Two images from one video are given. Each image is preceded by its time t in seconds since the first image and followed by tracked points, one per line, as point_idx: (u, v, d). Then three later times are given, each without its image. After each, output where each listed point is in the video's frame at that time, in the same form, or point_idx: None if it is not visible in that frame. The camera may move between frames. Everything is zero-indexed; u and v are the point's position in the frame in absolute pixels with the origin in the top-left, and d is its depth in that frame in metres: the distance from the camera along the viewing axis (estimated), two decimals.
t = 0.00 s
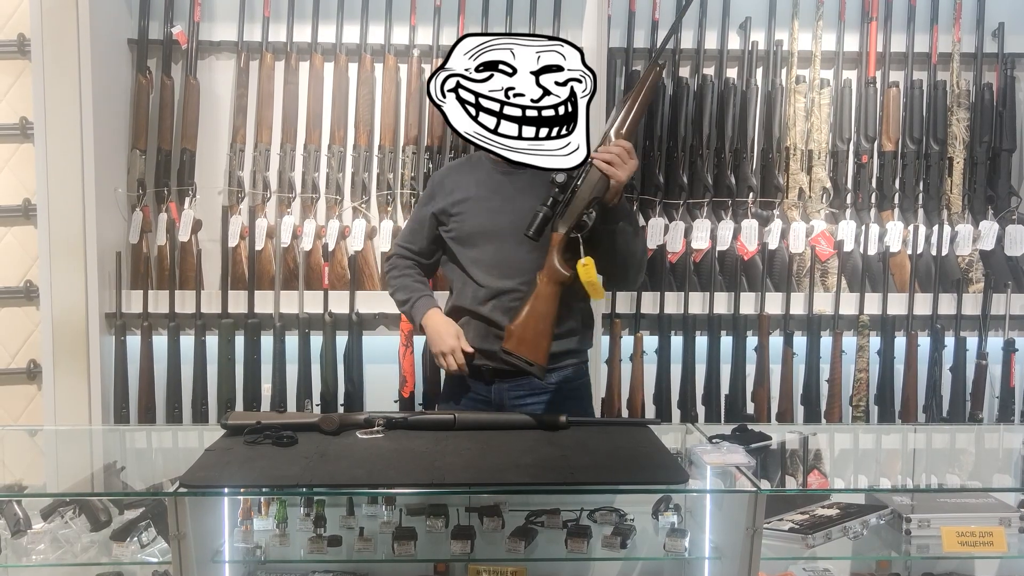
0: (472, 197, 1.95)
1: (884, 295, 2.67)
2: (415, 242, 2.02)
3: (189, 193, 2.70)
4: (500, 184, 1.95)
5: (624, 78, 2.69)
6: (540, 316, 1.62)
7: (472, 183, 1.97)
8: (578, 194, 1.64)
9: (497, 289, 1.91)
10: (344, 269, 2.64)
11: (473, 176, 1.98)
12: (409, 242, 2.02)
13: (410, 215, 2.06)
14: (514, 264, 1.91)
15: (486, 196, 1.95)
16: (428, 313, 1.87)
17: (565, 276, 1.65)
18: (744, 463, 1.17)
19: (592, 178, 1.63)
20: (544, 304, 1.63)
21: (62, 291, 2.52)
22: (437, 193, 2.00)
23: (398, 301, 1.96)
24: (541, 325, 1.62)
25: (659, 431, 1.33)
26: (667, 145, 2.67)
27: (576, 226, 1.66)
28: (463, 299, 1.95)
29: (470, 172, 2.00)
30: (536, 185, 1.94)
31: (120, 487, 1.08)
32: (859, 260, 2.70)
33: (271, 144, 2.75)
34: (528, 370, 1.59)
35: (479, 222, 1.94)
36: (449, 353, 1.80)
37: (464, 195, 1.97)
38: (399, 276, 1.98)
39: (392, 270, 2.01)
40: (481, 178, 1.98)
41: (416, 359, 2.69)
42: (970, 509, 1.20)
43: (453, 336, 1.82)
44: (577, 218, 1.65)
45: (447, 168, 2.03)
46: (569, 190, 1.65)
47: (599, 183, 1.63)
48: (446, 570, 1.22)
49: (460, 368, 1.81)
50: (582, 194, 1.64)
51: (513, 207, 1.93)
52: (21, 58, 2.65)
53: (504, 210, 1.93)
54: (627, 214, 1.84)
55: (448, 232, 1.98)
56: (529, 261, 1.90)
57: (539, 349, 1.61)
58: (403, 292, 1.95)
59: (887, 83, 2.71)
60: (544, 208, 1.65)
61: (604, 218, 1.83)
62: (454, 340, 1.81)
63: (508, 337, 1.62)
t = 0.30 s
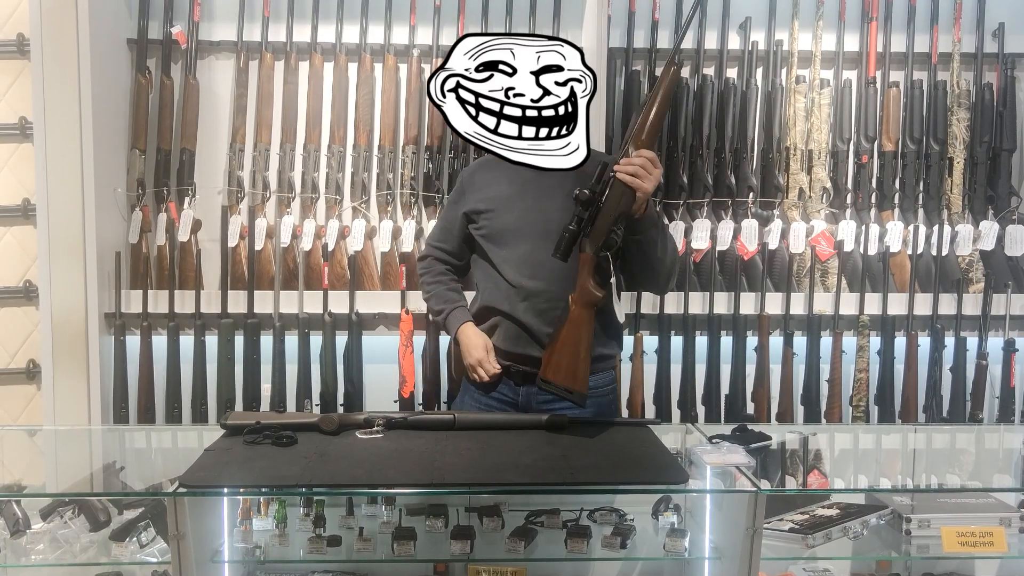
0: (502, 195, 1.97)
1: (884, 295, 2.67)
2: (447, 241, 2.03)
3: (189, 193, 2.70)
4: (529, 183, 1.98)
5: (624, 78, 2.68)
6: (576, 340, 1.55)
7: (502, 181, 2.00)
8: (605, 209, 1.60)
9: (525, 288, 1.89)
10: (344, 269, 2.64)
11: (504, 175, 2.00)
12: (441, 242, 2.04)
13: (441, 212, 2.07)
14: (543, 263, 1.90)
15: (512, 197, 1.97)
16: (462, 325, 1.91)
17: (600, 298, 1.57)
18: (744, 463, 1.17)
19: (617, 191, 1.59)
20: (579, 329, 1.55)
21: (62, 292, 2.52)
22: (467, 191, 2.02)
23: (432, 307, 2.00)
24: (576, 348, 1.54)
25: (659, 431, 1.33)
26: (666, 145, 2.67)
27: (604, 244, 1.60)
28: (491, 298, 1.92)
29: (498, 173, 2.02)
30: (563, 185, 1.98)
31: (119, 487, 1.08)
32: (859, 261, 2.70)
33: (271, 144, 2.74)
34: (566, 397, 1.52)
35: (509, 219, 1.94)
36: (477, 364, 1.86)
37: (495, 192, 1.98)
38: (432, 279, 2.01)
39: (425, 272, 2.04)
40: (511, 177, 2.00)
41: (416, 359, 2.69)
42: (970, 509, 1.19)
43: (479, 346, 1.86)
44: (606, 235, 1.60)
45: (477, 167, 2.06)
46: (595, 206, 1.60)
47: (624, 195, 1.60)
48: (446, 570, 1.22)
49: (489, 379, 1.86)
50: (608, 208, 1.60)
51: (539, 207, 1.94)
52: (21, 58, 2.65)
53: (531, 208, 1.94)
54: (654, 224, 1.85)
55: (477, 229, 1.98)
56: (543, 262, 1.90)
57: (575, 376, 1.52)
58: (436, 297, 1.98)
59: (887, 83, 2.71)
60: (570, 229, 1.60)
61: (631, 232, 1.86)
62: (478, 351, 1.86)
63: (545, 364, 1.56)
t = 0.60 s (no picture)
0: (500, 192, 1.96)
1: (885, 294, 2.67)
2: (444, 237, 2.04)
3: (189, 192, 2.70)
4: (529, 181, 1.97)
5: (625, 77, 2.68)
6: (579, 372, 1.35)
7: (501, 178, 1.98)
8: (597, 236, 1.48)
9: (521, 289, 1.88)
10: (344, 268, 2.64)
11: (503, 173, 1.99)
12: (439, 239, 2.05)
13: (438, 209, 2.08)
14: (541, 264, 1.90)
15: (509, 198, 1.95)
16: (459, 328, 1.90)
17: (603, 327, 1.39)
18: (745, 462, 1.17)
19: (610, 216, 1.46)
20: (581, 359, 1.36)
21: (61, 292, 2.52)
22: (465, 187, 2.01)
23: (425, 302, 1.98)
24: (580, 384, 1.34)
25: (660, 430, 1.33)
26: (667, 144, 2.67)
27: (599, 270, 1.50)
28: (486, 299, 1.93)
29: (495, 172, 2.00)
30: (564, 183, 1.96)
31: (120, 486, 1.08)
32: (860, 260, 2.70)
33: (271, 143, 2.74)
34: (570, 429, 1.27)
35: (507, 218, 1.93)
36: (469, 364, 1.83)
37: (493, 190, 1.97)
38: (429, 276, 2.00)
39: (422, 269, 2.03)
40: (511, 174, 1.99)
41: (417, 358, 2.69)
42: (971, 508, 1.19)
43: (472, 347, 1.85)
44: (600, 261, 1.49)
45: (477, 162, 2.03)
46: (587, 234, 1.48)
47: (616, 223, 1.47)
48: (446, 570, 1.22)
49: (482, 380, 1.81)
50: (601, 234, 1.48)
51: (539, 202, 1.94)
52: (21, 58, 2.65)
53: (531, 209, 1.94)
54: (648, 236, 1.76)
55: (473, 226, 1.97)
56: (543, 261, 1.90)
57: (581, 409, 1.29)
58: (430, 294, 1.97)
59: (888, 82, 2.71)
60: (563, 257, 1.48)
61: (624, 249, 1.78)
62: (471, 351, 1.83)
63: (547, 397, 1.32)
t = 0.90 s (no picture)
0: (469, 195, 1.82)
1: (886, 292, 2.66)
2: (409, 246, 1.87)
3: (190, 190, 2.69)
4: (498, 180, 1.83)
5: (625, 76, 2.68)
6: (575, 381, 1.29)
7: (467, 180, 1.84)
8: (575, 241, 1.37)
9: (506, 291, 1.77)
10: (345, 267, 2.64)
11: (467, 172, 1.86)
12: (404, 249, 1.87)
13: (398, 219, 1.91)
14: (521, 264, 1.78)
15: (476, 200, 1.82)
16: (428, 335, 1.71)
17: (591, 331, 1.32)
18: (746, 460, 1.17)
19: (587, 217, 1.36)
20: (577, 369, 1.29)
21: (63, 291, 2.52)
22: (428, 193, 1.87)
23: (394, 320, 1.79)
24: (576, 392, 1.27)
25: (660, 428, 1.33)
26: (668, 142, 2.67)
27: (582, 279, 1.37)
28: (467, 302, 1.80)
29: (458, 173, 1.86)
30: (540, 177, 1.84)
31: (121, 484, 1.09)
32: (860, 258, 2.70)
33: (272, 142, 2.74)
34: (571, 437, 1.22)
35: (481, 221, 1.80)
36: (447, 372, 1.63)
37: (458, 193, 1.83)
38: (395, 289, 1.82)
39: (388, 284, 1.84)
40: (476, 175, 1.85)
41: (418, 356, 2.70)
42: (972, 506, 1.20)
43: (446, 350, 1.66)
44: (582, 267, 1.36)
45: (437, 167, 1.90)
46: (565, 240, 1.37)
47: (594, 226, 1.37)
48: (448, 567, 1.21)
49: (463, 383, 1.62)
50: (580, 238, 1.36)
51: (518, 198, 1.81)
52: (21, 56, 2.65)
53: (504, 208, 1.81)
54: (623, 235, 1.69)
55: (443, 233, 1.84)
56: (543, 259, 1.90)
57: (573, 416, 1.23)
58: (398, 309, 1.78)
59: (889, 80, 2.70)
60: (542, 266, 1.35)
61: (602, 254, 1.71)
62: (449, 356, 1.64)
63: (544, 408, 1.27)
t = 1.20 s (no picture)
0: (445, 199, 1.70)
1: (888, 291, 2.66)
2: (374, 253, 1.72)
3: (192, 189, 2.70)
4: (475, 181, 1.71)
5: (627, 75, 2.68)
6: (570, 381, 1.27)
7: (440, 183, 1.72)
8: (557, 244, 1.29)
9: (496, 293, 1.68)
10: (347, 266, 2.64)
11: (441, 172, 1.73)
12: (367, 254, 1.71)
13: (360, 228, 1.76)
14: (510, 265, 1.68)
15: (455, 200, 1.70)
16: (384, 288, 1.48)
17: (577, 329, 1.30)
18: (748, 458, 1.18)
19: (567, 218, 1.26)
20: (570, 370, 1.28)
21: (64, 290, 2.52)
22: (397, 199, 1.73)
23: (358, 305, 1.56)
24: (571, 385, 1.26)
25: (662, 427, 1.33)
26: (670, 140, 2.67)
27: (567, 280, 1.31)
28: (452, 309, 1.69)
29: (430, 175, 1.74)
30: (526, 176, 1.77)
31: (124, 483, 1.09)
32: (862, 257, 2.70)
33: (274, 141, 2.75)
34: (573, 436, 1.22)
35: (461, 224, 1.68)
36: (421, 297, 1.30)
37: (434, 196, 1.71)
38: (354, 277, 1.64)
39: (349, 277, 1.65)
40: (450, 177, 1.72)
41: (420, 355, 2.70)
42: (973, 505, 1.20)
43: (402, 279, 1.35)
44: (566, 268, 1.30)
45: (403, 170, 1.76)
46: (546, 243, 1.30)
47: (575, 228, 1.27)
48: (451, 565, 1.20)
49: (440, 302, 1.29)
50: (561, 240, 1.28)
51: (506, 195, 1.71)
52: (23, 55, 2.65)
53: (486, 210, 1.69)
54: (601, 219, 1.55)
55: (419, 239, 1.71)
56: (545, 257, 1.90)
57: (566, 411, 1.23)
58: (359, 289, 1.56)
59: (891, 78, 2.70)
60: (524, 271, 1.29)
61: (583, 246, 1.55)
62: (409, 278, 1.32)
63: (543, 412, 1.25)
